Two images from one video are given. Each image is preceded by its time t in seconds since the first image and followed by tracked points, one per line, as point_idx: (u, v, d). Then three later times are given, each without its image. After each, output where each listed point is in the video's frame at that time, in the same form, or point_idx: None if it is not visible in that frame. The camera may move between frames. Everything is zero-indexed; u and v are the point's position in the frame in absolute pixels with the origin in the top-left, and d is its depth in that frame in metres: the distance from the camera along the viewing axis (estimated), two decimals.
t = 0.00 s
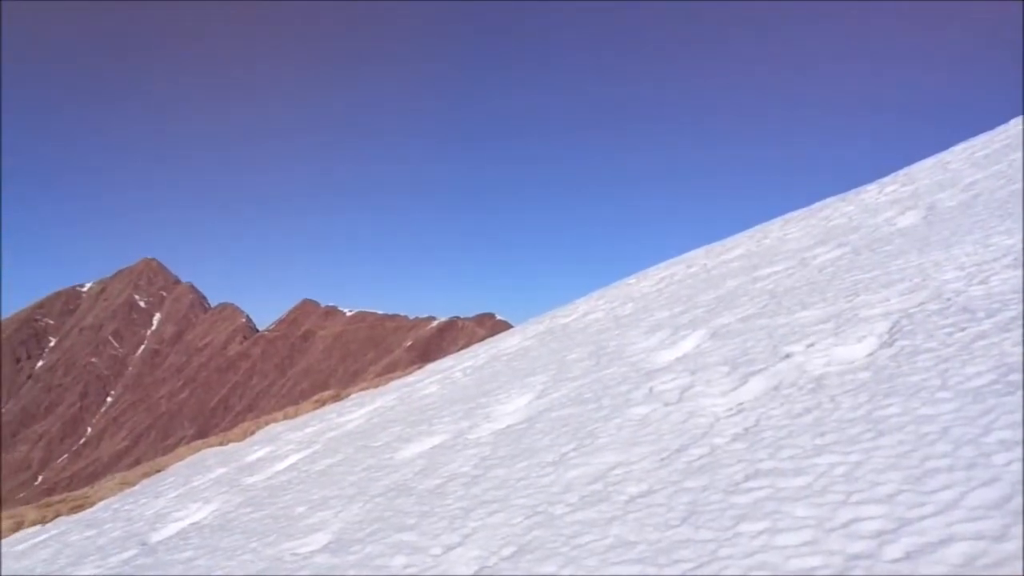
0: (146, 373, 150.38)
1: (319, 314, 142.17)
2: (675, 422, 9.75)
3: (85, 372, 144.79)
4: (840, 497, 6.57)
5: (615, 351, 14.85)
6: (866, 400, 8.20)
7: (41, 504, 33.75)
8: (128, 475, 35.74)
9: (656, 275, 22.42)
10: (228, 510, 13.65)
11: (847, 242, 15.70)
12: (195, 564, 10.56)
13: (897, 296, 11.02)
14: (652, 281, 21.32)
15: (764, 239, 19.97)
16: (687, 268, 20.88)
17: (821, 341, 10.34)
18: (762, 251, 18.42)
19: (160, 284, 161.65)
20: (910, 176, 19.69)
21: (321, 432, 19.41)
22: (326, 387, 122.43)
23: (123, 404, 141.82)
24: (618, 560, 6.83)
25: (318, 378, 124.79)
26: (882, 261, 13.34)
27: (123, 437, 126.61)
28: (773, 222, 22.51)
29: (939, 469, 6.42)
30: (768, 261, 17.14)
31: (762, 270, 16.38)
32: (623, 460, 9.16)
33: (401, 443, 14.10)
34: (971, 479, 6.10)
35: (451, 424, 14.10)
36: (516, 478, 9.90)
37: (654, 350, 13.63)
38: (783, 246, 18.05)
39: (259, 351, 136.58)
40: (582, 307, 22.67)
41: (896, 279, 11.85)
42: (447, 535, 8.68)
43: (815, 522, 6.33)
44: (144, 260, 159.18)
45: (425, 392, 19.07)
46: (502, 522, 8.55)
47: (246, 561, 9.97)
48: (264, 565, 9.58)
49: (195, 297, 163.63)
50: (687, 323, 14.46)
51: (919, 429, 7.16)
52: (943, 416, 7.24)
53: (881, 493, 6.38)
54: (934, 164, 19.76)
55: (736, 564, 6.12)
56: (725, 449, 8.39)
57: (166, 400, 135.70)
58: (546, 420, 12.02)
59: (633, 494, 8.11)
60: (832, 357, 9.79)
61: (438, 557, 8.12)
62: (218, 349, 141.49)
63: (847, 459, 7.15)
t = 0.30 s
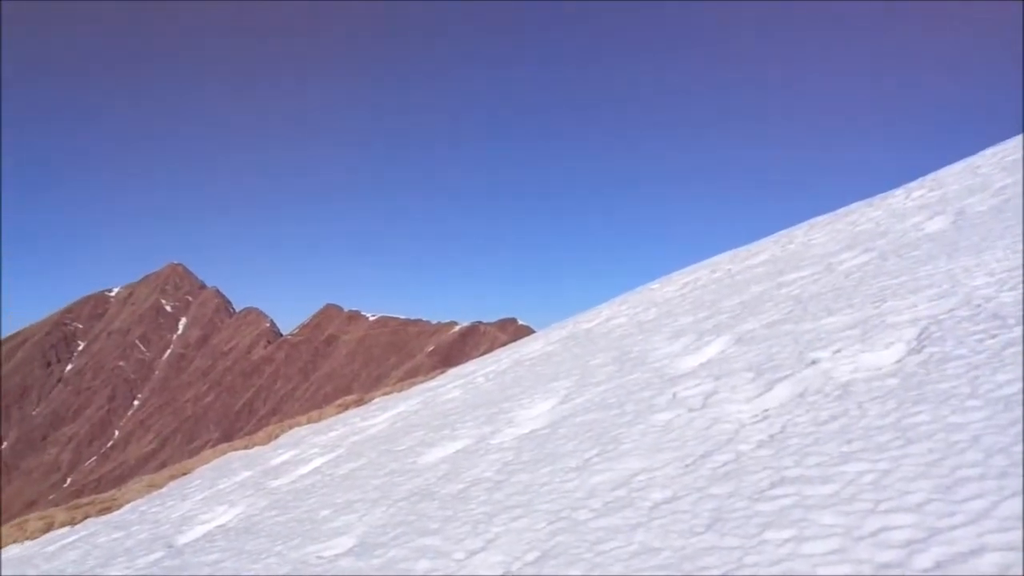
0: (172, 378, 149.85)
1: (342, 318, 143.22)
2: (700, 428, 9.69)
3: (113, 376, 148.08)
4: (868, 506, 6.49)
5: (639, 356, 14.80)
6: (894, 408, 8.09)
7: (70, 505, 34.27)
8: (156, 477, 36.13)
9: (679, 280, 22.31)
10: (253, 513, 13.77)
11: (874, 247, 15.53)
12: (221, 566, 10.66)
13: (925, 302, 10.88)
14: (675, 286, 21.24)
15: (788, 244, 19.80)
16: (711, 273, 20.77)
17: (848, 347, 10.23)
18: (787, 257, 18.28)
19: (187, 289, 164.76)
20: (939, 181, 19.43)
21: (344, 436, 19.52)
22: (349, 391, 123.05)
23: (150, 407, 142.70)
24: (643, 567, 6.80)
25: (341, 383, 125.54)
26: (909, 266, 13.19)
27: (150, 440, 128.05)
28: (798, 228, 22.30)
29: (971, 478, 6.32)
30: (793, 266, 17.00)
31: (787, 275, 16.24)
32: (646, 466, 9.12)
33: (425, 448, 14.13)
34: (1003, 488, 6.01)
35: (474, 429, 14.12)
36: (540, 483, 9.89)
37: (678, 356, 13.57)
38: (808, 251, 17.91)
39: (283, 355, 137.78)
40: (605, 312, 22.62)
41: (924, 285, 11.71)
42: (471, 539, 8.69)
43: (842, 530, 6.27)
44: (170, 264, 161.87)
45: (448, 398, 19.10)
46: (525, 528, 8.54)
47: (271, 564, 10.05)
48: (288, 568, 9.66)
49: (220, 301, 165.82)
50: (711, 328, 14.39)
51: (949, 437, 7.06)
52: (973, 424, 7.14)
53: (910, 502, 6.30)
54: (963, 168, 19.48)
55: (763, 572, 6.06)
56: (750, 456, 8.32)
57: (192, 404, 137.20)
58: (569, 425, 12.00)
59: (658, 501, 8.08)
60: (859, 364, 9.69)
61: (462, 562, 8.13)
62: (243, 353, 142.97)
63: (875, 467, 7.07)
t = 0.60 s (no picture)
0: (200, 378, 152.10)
1: (366, 321, 144.43)
2: (727, 431, 9.63)
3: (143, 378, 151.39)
4: (899, 511, 6.40)
5: (664, 358, 14.75)
6: (926, 412, 7.97)
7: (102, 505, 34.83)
8: (184, 478, 36.59)
9: (704, 282, 22.20)
10: (281, 514, 13.87)
11: (903, 249, 15.34)
12: (247, 567, 10.76)
13: (956, 304, 10.72)
14: (700, 289, 21.15)
15: (815, 246, 19.63)
16: (737, 275, 20.65)
17: (877, 350, 10.11)
18: (814, 259, 18.08)
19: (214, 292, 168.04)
20: (970, 181, 19.13)
21: (369, 438, 19.63)
22: (373, 393, 123.69)
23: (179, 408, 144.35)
24: (667, 570, 6.78)
25: (366, 385, 126.29)
26: (941, 268, 12.97)
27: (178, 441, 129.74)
28: (825, 229, 22.10)
29: (1004, 484, 6.21)
30: (820, 268, 16.84)
31: (814, 278, 16.09)
32: (672, 469, 9.06)
33: (450, 450, 14.15)
34: None
35: (499, 431, 14.13)
36: (565, 486, 9.88)
37: (703, 358, 13.51)
38: (836, 252, 17.73)
39: (308, 357, 139.17)
40: (629, 314, 22.57)
41: (955, 288, 11.52)
42: (496, 541, 8.70)
43: (873, 535, 6.18)
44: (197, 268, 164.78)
45: (472, 399, 19.13)
46: (550, 530, 8.54)
47: (298, 564, 10.14)
48: (315, 569, 9.72)
49: (246, 304, 168.00)
50: (737, 330, 14.29)
51: (982, 442, 6.94)
52: (1008, 430, 7.00)
53: (943, 508, 6.20)
54: (995, 169, 19.19)
55: None
56: (777, 460, 8.25)
57: (219, 405, 138.70)
58: (594, 427, 11.99)
59: (684, 504, 8.03)
60: (888, 367, 9.56)
61: (487, 564, 8.14)
62: (269, 354, 144.61)
63: (906, 472, 6.96)
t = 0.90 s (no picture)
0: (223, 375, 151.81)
1: (388, 319, 145.22)
2: (752, 433, 9.56)
3: (169, 374, 153.99)
4: (928, 517, 6.31)
5: (687, 359, 14.69)
6: (955, 417, 7.86)
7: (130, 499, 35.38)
8: (209, 473, 37.03)
9: (728, 284, 22.06)
10: (304, 510, 13.98)
11: (932, 251, 15.13)
12: (272, 562, 10.86)
13: (987, 308, 10.54)
14: (724, 290, 21.02)
15: (842, 247, 19.42)
16: (761, 277, 20.49)
17: (905, 354, 9.97)
18: (840, 261, 17.89)
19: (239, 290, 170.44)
20: (1001, 184, 18.82)
21: (392, 436, 19.70)
22: (394, 392, 124.29)
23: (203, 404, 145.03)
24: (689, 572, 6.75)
25: (387, 383, 126.92)
26: (970, 272, 12.78)
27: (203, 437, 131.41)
28: (852, 230, 21.84)
29: None
30: (846, 270, 16.67)
31: (840, 280, 15.94)
32: (696, 471, 9.02)
33: (473, 449, 14.16)
34: None
35: (521, 431, 14.12)
36: (587, 486, 9.87)
37: (727, 360, 13.44)
38: (863, 254, 17.52)
39: (330, 355, 140.29)
40: (651, 315, 22.46)
41: (986, 291, 11.34)
42: (518, 540, 8.71)
43: (901, 540, 6.11)
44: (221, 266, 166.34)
45: (494, 399, 19.17)
46: (572, 530, 8.53)
47: (321, 561, 10.21)
48: (338, 565, 9.79)
49: (270, 302, 169.74)
50: (761, 332, 14.19)
51: (1013, 449, 6.82)
52: None
53: (972, 514, 6.11)
54: None
55: None
56: (802, 463, 8.17)
57: (243, 402, 139.81)
58: (616, 428, 11.96)
59: (708, 505, 7.98)
60: (916, 371, 9.43)
61: (508, 563, 8.15)
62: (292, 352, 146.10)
63: (934, 477, 6.87)
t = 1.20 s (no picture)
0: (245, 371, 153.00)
1: (408, 315, 145.88)
2: (774, 432, 9.50)
3: (192, 368, 155.87)
4: (953, 519, 6.24)
5: (708, 358, 14.60)
6: (982, 418, 7.76)
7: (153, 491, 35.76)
8: (231, 466, 37.41)
9: (749, 283, 21.92)
10: (325, 505, 14.09)
11: (958, 251, 14.94)
12: (293, 555, 10.96)
13: (1013, 309, 10.39)
14: (745, 289, 20.89)
15: (866, 247, 19.21)
16: (783, 276, 20.34)
17: (931, 354, 9.87)
18: (865, 260, 17.71)
19: (261, 285, 172.26)
20: None
21: (412, 432, 19.80)
22: (414, 388, 124.73)
23: (225, 399, 146.27)
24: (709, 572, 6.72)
25: (407, 379, 127.43)
26: (998, 272, 12.59)
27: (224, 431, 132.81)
28: (877, 229, 21.61)
29: None
30: (871, 269, 16.51)
31: (864, 279, 15.78)
32: (717, 470, 8.98)
33: (494, 446, 14.18)
34: None
35: (540, 428, 14.12)
36: (608, 484, 9.85)
37: (749, 359, 13.36)
38: (888, 254, 17.33)
39: (350, 351, 141.25)
40: (672, 313, 22.37)
41: (1013, 293, 11.15)
42: (538, 537, 8.72)
43: (925, 543, 6.05)
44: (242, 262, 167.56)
45: (514, 396, 19.18)
46: (592, 528, 8.54)
47: (342, 555, 10.28)
48: (359, 560, 9.87)
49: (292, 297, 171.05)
50: (784, 331, 14.07)
51: None
52: None
53: (1001, 517, 6.02)
54: None
55: None
56: (824, 463, 8.12)
57: (264, 396, 140.71)
58: (637, 426, 11.94)
59: (729, 505, 7.94)
60: (943, 372, 9.30)
61: (528, 561, 8.16)
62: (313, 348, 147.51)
63: (961, 479, 6.79)
